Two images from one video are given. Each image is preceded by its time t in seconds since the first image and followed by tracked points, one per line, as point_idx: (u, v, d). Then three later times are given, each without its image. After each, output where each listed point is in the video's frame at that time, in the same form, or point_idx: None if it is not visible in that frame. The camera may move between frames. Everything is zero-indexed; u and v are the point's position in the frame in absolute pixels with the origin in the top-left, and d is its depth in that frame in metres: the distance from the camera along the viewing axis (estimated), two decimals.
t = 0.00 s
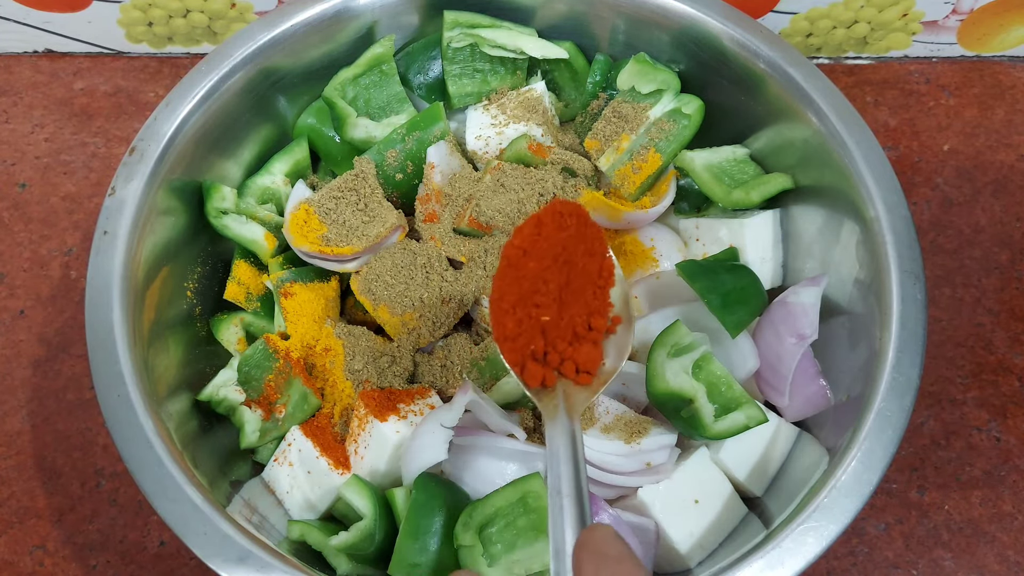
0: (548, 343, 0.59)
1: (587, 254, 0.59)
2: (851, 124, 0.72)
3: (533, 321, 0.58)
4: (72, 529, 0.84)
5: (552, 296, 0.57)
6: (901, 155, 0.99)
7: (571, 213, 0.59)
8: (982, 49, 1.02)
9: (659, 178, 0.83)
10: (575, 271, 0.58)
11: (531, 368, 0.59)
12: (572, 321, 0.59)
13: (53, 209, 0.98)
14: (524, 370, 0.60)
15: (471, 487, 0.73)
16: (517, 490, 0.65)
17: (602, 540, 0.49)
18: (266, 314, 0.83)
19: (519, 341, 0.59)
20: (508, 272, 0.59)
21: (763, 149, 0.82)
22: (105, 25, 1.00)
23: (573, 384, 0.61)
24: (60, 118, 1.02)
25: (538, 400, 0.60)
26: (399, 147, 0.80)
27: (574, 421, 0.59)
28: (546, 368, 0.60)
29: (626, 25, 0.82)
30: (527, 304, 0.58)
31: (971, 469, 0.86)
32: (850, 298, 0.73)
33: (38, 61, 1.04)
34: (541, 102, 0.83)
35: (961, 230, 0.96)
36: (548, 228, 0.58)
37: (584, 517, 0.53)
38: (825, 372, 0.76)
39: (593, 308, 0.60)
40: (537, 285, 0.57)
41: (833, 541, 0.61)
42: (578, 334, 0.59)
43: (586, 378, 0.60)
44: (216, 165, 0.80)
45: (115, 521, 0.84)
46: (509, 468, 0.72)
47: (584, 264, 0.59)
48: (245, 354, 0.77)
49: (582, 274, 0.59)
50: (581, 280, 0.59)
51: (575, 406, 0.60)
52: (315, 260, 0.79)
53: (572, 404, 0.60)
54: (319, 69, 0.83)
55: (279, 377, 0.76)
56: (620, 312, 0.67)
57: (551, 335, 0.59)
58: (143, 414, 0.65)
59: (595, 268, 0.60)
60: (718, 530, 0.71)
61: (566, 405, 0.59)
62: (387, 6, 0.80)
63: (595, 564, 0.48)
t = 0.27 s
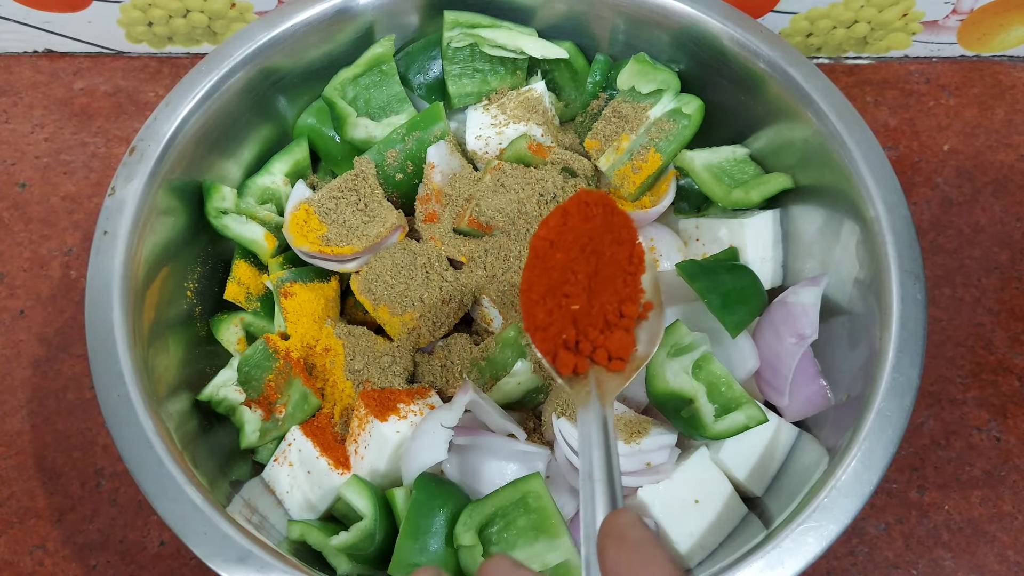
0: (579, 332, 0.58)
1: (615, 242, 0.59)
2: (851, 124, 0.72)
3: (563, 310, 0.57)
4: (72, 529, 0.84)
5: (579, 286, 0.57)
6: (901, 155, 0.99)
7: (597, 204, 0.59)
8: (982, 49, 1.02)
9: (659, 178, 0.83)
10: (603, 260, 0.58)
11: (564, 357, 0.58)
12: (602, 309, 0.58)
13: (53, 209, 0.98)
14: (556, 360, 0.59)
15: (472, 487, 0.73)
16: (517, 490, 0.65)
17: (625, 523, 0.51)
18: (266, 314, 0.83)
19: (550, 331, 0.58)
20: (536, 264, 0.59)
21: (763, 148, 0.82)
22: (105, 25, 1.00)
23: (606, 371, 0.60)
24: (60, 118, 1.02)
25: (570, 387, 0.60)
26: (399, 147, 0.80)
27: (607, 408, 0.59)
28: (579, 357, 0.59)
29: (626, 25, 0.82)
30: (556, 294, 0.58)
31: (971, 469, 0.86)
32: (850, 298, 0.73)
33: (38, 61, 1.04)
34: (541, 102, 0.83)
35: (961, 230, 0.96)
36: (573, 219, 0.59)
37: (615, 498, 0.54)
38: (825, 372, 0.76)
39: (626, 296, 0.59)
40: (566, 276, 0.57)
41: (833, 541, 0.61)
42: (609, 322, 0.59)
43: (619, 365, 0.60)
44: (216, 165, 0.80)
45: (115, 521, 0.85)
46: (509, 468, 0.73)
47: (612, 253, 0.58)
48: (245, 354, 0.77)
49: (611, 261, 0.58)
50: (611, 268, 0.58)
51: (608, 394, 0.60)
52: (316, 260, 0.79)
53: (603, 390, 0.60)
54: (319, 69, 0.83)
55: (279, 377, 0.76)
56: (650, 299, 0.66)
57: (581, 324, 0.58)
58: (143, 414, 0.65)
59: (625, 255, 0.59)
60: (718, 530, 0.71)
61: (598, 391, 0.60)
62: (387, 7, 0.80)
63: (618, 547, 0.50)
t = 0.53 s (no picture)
0: (588, 321, 0.60)
1: (623, 236, 0.60)
2: (851, 123, 0.72)
3: (574, 300, 0.58)
4: (72, 529, 0.84)
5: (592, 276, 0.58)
6: (901, 155, 0.99)
7: (608, 197, 0.60)
8: (982, 49, 1.02)
9: (658, 178, 0.83)
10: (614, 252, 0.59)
11: (573, 345, 0.60)
12: (611, 300, 0.60)
13: (53, 209, 0.98)
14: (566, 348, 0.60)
15: (472, 488, 0.73)
16: (517, 490, 0.66)
17: (638, 500, 0.47)
18: (266, 314, 0.83)
19: (561, 319, 0.59)
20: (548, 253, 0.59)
21: (762, 148, 0.82)
22: (105, 25, 1.00)
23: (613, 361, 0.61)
24: (60, 118, 1.02)
25: (579, 374, 0.61)
26: (399, 147, 0.80)
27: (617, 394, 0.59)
28: (587, 345, 0.60)
29: (626, 25, 0.82)
30: (568, 284, 0.59)
31: (971, 469, 0.86)
32: (850, 298, 0.73)
33: (38, 61, 1.04)
34: (541, 102, 0.83)
35: (961, 230, 0.96)
36: (587, 211, 0.59)
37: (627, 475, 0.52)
38: (825, 372, 0.76)
39: (631, 289, 0.61)
40: (579, 266, 0.58)
41: (833, 541, 0.61)
42: (617, 313, 0.60)
43: (626, 355, 0.61)
44: (216, 165, 0.80)
45: (115, 520, 0.84)
46: (509, 468, 0.72)
47: (622, 246, 0.60)
48: (245, 354, 0.77)
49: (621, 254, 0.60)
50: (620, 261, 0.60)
51: (617, 381, 0.60)
52: (315, 260, 0.79)
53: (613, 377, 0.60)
54: (319, 69, 0.83)
55: (279, 377, 0.76)
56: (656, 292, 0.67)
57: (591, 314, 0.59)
58: (142, 414, 0.65)
59: (632, 250, 0.61)
60: (718, 530, 0.71)
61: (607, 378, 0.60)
62: (387, 6, 0.80)
63: (631, 522, 0.46)
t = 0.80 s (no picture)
0: (591, 309, 0.61)
1: (624, 223, 0.62)
2: (851, 123, 0.72)
3: (577, 289, 0.60)
4: (72, 528, 0.84)
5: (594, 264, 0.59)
6: (901, 155, 0.99)
7: (607, 183, 0.61)
8: (982, 49, 1.02)
9: (659, 178, 0.83)
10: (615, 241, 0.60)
11: (576, 332, 0.61)
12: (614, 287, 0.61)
13: (53, 209, 0.98)
14: (569, 335, 0.62)
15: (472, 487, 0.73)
16: (517, 490, 0.66)
17: (640, 485, 0.47)
18: (266, 314, 0.83)
19: (564, 308, 0.61)
20: (549, 243, 0.61)
21: (762, 148, 0.82)
22: (105, 25, 1.00)
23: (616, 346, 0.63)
24: (60, 118, 1.02)
25: (583, 361, 0.62)
26: (399, 146, 0.80)
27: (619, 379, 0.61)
28: (591, 332, 0.62)
29: (626, 25, 0.82)
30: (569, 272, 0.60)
31: (971, 469, 0.86)
32: (850, 298, 0.73)
33: (38, 61, 1.04)
34: (541, 102, 0.83)
35: (961, 229, 0.96)
36: (586, 198, 0.60)
37: (633, 457, 0.54)
38: (825, 372, 0.76)
39: (633, 275, 0.63)
40: (579, 255, 0.59)
41: (833, 541, 0.61)
42: (619, 299, 0.62)
43: (629, 339, 0.63)
44: (216, 165, 0.80)
45: (115, 520, 0.84)
46: (509, 468, 0.72)
47: (622, 234, 0.61)
48: (245, 354, 0.77)
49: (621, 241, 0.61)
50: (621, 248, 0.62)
51: (619, 366, 0.62)
52: (315, 260, 0.79)
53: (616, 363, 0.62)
54: (319, 69, 0.83)
55: (279, 377, 0.76)
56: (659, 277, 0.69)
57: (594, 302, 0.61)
58: (143, 414, 0.65)
59: (632, 237, 0.63)
60: (718, 530, 0.71)
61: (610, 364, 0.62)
62: (387, 6, 0.80)
63: (633, 508, 0.46)
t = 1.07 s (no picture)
0: (601, 298, 0.58)
1: (628, 208, 0.59)
2: (850, 123, 0.72)
3: (581, 278, 0.58)
4: (72, 528, 0.84)
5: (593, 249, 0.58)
6: (901, 155, 0.99)
7: (602, 171, 0.61)
8: (982, 49, 1.02)
9: (659, 178, 0.83)
10: (616, 226, 0.58)
11: (586, 324, 0.58)
12: (621, 273, 0.58)
13: (53, 209, 0.98)
14: (580, 328, 0.59)
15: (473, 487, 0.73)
16: (517, 490, 0.66)
17: (647, 467, 0.46)
18: (266, 314, 0.83)
19: (571, 300, 0.58)
20: (548, 239, 0.61)
21: (762, 148, 0.82)
22: (105, 25, 1.00)
23: (632, 335, 0.59)
24: (60, 118, 1.02)
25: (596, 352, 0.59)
26: (399, 146, 0.80)
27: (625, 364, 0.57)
28: (603, 322, 0.58)
29: (626, 25, 0.82)
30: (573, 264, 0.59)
31: (971, 469, 0.86)
32: (850, 298, 0.73)
33: (38, 60, 1.04)
34: (541, 102, 0.83)
35: (961, 230, 0.96)
36: (580, 189, 0.61)
37: (648, 442, 0.51)
38: (825, 372, 0.76)
39: (642, 258, 0.59)
40: (580, 245, 0.58)
41: (833, 541, 0.61)
42: (631, 285, 0.58)
43: (644, 326, 0.59)
44: (216, 165, 0.80)
45: (114, 520, 0.84)
46: (509, 468, 0.72)
47: (625, 218, 0.59)
48: (245, 354, 0.77)
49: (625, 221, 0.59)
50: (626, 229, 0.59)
51: (634, 355, 0.58)
52: (315, 259, 0.79)
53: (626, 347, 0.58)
54: (319, 69, 0.83)
55: (279, 377, 0.76)
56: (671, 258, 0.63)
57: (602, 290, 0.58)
58: (143, 414, 0.65)
59: (639, 220, 0.59)
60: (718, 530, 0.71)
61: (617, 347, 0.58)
62: (386, 6, 0.80)
63: (638, 491, 0.46)
